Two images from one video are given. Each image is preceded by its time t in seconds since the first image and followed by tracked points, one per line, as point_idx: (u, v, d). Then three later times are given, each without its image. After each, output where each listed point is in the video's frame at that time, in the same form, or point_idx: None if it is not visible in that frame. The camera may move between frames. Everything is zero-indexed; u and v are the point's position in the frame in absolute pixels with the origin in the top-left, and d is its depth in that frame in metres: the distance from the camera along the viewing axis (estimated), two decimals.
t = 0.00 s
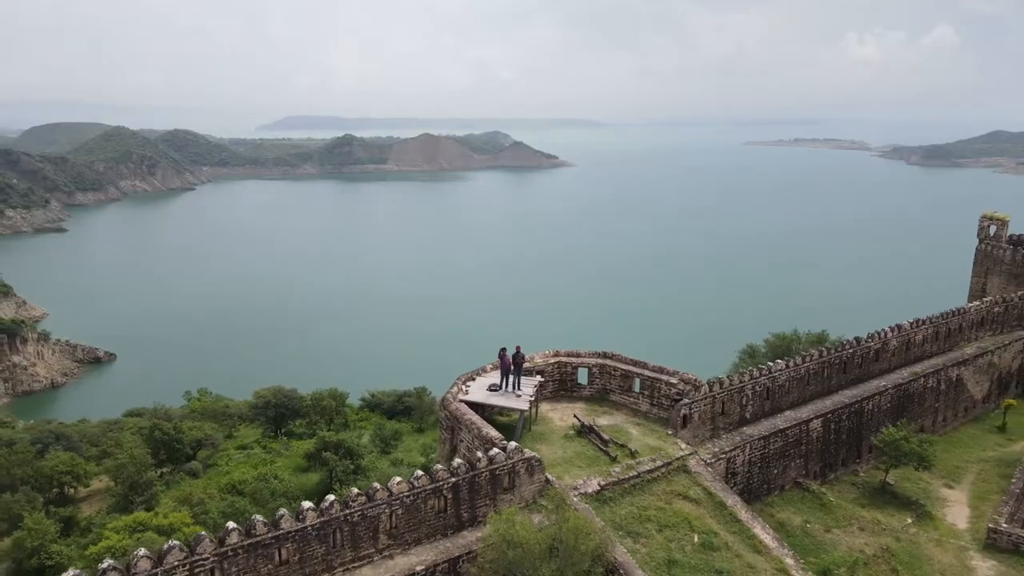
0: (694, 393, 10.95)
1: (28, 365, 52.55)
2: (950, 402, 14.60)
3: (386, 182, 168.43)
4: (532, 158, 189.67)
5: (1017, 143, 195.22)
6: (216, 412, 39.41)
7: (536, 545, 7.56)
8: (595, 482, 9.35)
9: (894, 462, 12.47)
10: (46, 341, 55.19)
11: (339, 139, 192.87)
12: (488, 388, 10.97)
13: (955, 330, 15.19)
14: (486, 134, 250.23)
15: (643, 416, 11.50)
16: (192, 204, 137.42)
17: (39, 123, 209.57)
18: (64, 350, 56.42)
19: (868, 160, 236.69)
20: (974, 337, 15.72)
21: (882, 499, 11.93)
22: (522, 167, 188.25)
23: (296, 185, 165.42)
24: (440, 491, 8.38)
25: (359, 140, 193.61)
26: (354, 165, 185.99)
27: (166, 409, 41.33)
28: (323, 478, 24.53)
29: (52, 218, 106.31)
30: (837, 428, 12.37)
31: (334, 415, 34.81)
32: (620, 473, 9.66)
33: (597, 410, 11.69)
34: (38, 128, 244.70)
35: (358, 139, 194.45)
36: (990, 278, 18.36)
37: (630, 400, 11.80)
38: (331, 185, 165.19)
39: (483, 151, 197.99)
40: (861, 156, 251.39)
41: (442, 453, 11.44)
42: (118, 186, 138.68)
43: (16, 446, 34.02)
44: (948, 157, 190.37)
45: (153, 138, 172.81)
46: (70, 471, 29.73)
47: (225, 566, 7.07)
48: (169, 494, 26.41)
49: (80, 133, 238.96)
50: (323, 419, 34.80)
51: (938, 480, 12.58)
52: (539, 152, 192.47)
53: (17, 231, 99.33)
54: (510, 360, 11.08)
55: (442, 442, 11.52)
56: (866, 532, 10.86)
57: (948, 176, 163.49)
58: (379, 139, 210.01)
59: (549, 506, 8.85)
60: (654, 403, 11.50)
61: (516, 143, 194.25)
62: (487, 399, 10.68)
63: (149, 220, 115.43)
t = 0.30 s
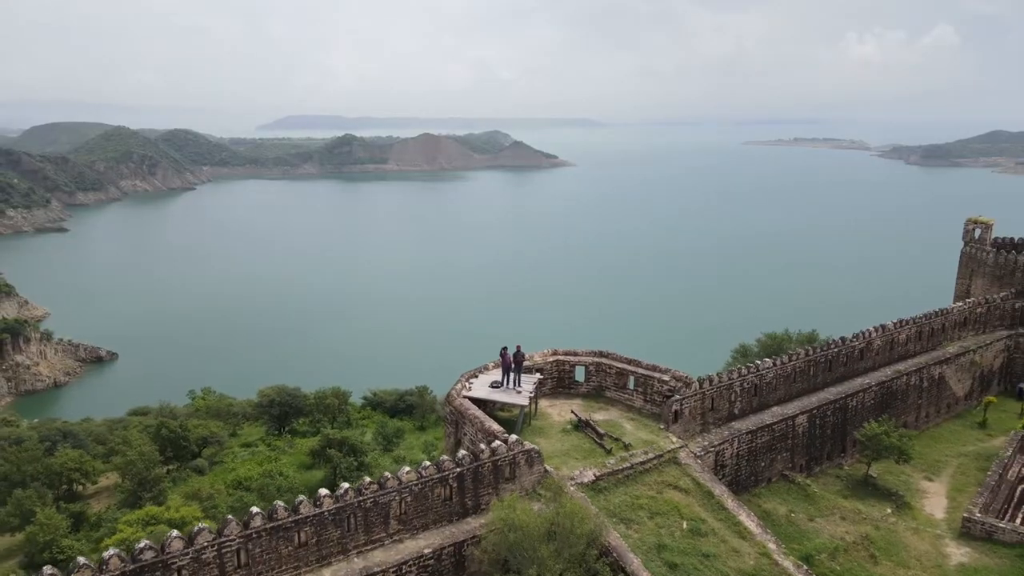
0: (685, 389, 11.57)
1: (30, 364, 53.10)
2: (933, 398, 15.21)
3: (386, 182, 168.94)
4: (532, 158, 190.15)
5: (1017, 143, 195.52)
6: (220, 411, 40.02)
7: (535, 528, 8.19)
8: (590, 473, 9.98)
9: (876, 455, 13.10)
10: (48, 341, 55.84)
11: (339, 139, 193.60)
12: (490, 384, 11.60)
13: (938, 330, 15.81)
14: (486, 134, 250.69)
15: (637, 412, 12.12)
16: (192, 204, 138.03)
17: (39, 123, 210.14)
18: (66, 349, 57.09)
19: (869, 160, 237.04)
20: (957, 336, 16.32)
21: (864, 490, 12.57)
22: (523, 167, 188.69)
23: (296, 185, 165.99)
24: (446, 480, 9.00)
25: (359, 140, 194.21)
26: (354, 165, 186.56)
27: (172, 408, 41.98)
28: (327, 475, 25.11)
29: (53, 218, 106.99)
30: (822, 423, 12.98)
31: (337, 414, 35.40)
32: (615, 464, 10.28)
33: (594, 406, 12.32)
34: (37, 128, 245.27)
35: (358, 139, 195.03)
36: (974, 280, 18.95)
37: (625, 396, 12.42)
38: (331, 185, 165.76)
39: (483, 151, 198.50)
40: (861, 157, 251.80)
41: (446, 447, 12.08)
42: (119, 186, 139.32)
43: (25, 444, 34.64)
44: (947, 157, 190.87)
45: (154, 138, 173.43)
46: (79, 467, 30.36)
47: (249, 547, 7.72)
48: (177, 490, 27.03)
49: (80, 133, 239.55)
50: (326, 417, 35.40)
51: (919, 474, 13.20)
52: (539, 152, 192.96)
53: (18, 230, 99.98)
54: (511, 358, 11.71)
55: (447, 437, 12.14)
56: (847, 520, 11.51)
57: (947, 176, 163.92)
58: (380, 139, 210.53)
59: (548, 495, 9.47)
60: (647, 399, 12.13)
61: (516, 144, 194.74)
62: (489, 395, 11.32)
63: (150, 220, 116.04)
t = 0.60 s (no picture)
0: (676, 384, 12.30)
1: (34, 363, 53.77)
2: (914, 394, 15.95)
3: (387, 182, 169.58)
4: (532, 158, 190.70)
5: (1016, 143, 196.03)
6: (225, 409, 40.74)
7: (533, 509, 8.94)
8: (586, 462, 10.71)
9: (858, 447, 13.83)
10: (51, 340, 56.58)
11: (340, 139, 194.25)
12: (493, 380, 12.35)
13: (920, 329, 16.53)
14: (486, 134, 251.27)
15: (630, 406, 12.85)
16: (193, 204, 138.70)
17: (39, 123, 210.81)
18: (69, 348, 57.85)
19: (868, 159, 237.63)
20: (938, 335, 17.06)
21: (845, 480, 13.31)
22: (522, 167, 189.25)
23: (297, 185, 166.69)
24: (452, 467, 9.73)
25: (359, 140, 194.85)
26: (355, 165, 187.21)
27: (177, 406, 42.68)
28: (333, 470, 25.85)
29: (54, 218, 107.71)
30: (807, 417, 13.71)
31: (341, 412, 36.14)
32: (609, 454, 11.02)
33: (590, 400, 13.05)
34: (38, 127, 245.94)
35: (359, 139, 195.72)
36: (957, 280, 19.67)
37: (620, 391, 13.15)
38: (332, 185, 166.43)
39: (483, 151, 199.15)
40: (861, 157, 252.42)
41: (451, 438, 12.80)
42: (120, 186, 139.97)
43: (35, 441, 35.35)
44: (945, 157, 191.53)
45: (155, 138, 174.08)
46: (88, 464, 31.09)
47: (272, 527, 8.43)
48: (186, 485, 27.75)
49: (81, 133, 240.34)
50: (330, 416, 36.13)
51: (898, 465, 13.94)
52: (539, 152, 193.56)
53: (20, 230, 100.70)
54: (512, 355, 12.44)
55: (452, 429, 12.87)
56: (828, 508, 12.26)
57: (945, 176, 164.53)
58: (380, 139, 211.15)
59: (546, 482, 10.21)
60: (640, 394, 12.85)
61: (516, 143, 195.35)
62: (492, 390, 12.06)
63: (151, 220, 116.69)
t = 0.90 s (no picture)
0: (668, 381, 12.96)
1: (37, 362, 54.49)
2: (899, 391, 16.60)
3: (387, 181, 170.12)
4: (532, 157, 191.19)
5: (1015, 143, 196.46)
6: (229, 407, 41.38)
7: (532, 495, 9.61)
8: (583, 453, 11.37)
9: (842, 442, 14.49)
10: (54, 340, 57.29)
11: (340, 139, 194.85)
12: (495, 376, 13.02)
13: (905, 328, 17.19)
14: (486, 134, 251.85)
15: (625, 401, 13.51)
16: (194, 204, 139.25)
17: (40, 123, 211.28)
18: (71, 347, 58.55)
19: (867, 159, 238.20)
20: (923, 334, 17.71)
21: (830, 472, 13.97)
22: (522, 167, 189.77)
23: (297, 185, 167.29)
24: (457, 457, 10.38)
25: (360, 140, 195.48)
26: (355, 165, 187.76)
27: (181, 404, 43.34)
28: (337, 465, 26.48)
29: (55, 218, 108.27)
30: (794, 412, 14.37)
31: (344, 410, 36.78)
32: (604, 446, 11.68)
33: (587, 396, 13.70)
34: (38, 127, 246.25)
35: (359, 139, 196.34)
36: (943, 281, 20.31)
37: (615, 388, 13.81)
38: (332, 185, 167.01)
39: (483, 151, 199.73)
40: (860, 157, 252.97)
41: (455, 431, 13.47)
42: (120, 186, 140.50)
43: (44, 439, 35.98)
44: (944, 157, 191.96)
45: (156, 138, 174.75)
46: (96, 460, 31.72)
47: (291, 512, 9.07)
48: (194, 480, 28.38)
49: (81, 133, 241.27)
50: (333, 413, 36.77)
51: (881, 458, 14.61)
52: (539, 152, 194.12)
53: (21, 230, 101.24)
54: (512, 352, 13.12)
55: (455, 423, 13.53)
56: (812, 497, 12.93)
57: (944, 176, 164.95)
58: (380, 140, 211.75)
59: (545, 472, 10.87)
60: (635, 389, 13.51)
61: (516, 144, 195.91)
62: (494, 385, 12.74)
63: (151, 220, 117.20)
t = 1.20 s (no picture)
0: (660, 377, 13.73)
1: (41, 362, 55.24)
2: (882, 387, 17.38)
3: (387, 181, 170.80)
4: (532, 157, 191.88)
5: (1014, 143, 197.09)
6: (234, 405, 42.13)
7: (531, 482, 10.40)
8: (579, 444, 12.15)
9: (826, 435, 15.27)
10: (57, 340, 58.06)
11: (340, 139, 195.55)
12: (496, 372, 13.82)
13: (889, 327, 17.97)
14: (486, 134, 252.58)
15: (620, 396, 14.29)
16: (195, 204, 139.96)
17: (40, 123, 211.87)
18: (74, 347, 59.29)
19: (867, 159, 238.92)
20: (906, 333, 18.49)
21: (814, 464, 14.75)
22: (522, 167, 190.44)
23: (298, 185, 168.06)
24: (462, 447, 11.16)
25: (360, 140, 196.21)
26: (355, 165, 188.48)
27: (186, 402, 44.10)
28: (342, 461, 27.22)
29: (56, 218, 109.03)
30: (780, 407, 15.15)
31: (347, 408, 37.53)
32: (599, 438, 12.46)
33: (583, 391, 14.49)
34: (38, 127, 246.82)
35: (359, 139, 197.09)
36: (927, 282, 21.09)
37: (611, 384, 14.59)
38: (333, 185, 167.73)
39: (484, 151, 200.45)
40: (859, 158, 253.69)
41: (459, 424, 14.25)
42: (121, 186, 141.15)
43: (54, 436, 36.78)
44: (944, 157, 192.56)
45: (157, 138, 175.50)
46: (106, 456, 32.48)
47: (309, 496, 9.85)
48: (202, 475, 29.13)
49: (81, 133, 241.89)
50: (336, 411, 37.53)
51: (863, 450, 15.39)
52: (539, 152, 194.85)
53: (22, 230, 101.89)
54: (513, 350, 13.92)
55: (458, 417, 14.30)
56: (796, 487, 13.72)
57: (943, 176, 165.55)
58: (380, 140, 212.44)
59: (544, 461, 11.65)
60: (628, 385, 14.29)
61: (516, 144, 196.63)
62: (495, 381, 13.53)
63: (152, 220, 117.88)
